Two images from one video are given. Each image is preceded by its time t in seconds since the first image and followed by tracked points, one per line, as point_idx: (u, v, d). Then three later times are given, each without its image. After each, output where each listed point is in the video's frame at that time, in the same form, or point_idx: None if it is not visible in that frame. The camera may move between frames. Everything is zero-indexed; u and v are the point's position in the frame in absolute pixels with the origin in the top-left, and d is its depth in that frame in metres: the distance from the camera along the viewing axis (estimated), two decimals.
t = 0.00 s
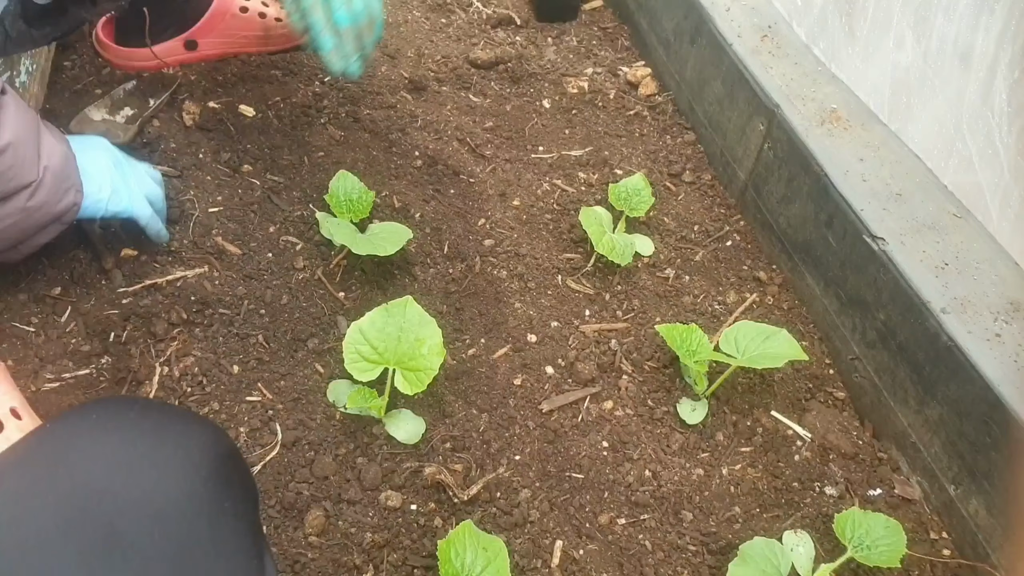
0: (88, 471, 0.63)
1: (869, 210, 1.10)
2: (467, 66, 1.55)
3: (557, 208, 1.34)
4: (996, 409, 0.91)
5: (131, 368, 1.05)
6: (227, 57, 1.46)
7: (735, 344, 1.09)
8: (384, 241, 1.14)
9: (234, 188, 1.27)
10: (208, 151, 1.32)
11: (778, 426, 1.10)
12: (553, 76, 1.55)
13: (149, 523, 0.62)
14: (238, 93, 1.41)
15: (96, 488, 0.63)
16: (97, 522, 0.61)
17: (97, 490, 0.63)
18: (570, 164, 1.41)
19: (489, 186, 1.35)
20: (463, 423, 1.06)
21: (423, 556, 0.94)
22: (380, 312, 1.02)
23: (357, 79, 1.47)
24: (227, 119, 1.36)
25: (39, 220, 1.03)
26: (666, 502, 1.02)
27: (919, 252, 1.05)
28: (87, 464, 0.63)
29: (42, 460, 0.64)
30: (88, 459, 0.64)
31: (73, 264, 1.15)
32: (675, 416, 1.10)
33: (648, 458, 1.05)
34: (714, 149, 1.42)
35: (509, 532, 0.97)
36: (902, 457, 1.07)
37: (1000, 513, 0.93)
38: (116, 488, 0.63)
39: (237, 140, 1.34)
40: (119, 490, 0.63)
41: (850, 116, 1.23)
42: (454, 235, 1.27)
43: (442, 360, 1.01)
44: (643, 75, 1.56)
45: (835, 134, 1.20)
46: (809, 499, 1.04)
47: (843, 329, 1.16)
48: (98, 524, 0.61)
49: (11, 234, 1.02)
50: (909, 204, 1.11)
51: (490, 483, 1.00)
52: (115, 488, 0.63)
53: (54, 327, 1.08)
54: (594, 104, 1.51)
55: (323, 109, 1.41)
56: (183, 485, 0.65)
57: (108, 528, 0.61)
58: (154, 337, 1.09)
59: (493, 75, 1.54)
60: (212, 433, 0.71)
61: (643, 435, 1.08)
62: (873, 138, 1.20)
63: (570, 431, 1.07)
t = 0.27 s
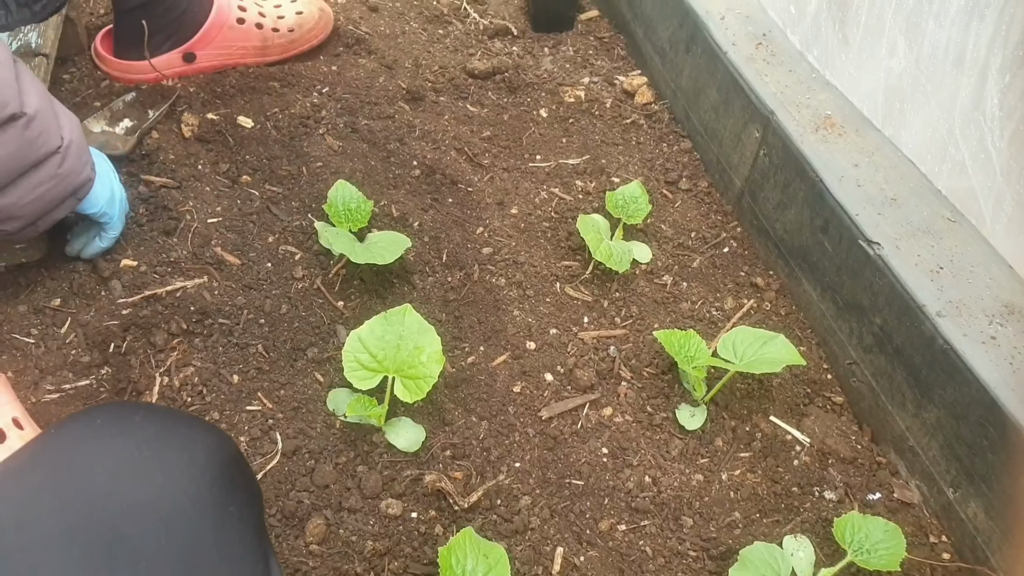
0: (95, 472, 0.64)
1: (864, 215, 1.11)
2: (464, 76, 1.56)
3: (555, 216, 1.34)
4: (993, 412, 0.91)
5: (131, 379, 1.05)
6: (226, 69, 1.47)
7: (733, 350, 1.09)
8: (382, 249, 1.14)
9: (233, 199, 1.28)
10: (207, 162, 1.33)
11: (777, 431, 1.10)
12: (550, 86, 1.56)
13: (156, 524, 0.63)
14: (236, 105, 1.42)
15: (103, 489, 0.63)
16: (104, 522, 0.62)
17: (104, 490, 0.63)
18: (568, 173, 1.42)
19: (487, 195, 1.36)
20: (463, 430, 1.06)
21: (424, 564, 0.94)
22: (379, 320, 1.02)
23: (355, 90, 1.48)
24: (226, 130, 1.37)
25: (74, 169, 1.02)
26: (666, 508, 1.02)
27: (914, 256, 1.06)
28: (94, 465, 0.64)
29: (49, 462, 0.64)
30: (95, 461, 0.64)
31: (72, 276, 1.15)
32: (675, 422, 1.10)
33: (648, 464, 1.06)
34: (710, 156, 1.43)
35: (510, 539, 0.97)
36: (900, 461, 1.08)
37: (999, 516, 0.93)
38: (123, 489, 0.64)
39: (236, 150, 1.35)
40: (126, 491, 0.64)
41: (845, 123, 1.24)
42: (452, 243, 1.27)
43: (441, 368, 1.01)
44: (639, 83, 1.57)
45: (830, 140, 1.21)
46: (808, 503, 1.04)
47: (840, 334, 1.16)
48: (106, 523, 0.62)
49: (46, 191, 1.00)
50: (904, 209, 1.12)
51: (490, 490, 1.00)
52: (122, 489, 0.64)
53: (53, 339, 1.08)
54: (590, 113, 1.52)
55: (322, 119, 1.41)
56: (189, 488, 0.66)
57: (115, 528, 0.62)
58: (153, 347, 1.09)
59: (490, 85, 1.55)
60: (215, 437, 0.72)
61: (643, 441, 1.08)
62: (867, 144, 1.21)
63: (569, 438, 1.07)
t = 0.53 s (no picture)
0: (101, 481, 0.65)
1: (865, 224, 1.11)
2: (466, 87, 1.56)
3: (557, 226, 1.35)
4: (995, 419, 0.91)
5: (134, 390, 1.06)
6: (230, 82, 1.48)
7: (735, 359, 1.10)
8: (385, 260, 1.15)
9: (236, 211, 1.28)
10: (210, 174, 1.33)
11: (779, 440, 1.10)
12: (551, 97, 1.57)
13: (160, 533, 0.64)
14: (239, 117, 1.43)
15: (109, 497, 0.65)
16: (108, 532, 0.63)
17: (110, 499, 0.65)
18: (569, 183, 1.42)
19: (489, 205, 1.36)
20: (465, 440, 1.06)
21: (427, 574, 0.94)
22: (381, 330, 1.02)
23: (357, 102, 1.49)
24: (229, 142, 1.38)
25: (105, 126, 1.10)
26: (669, 517, 1.02)
27: (915, 264, 1.06)
28: (100, 475, 0.66)
29: (56, 470, 0.65)
30: (101, 470, 0.66)
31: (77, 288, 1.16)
32: (677, 431, 1.10)
33: (651, 473, 1.06)
34: (711, 166, 1.43)
35: (513, 549, 0.97)
36: (903, 469, 1.08)
37: (1002, 524, 0.93)
38: (128, 496, 0.65)
39: (240, 162, 1.35)
40: (131, 499, 0.65)
41: (845, 133, 1.25)
42: (454, 254, 1.28)
43: (444, 378, 1.01)
44: (640, 94, 1.58)
45: (830, 150, 1.22)
46: (811, 512, 1.04)
47: (842, 343, 1.16)
48: (112, 532, 0.63)
49: (88, 148, 1.07)
50: (905, 218, 1.12)
51: (493, 500, 1.01)
52: (127, 497, 0.65)
53: (56, 350, 1.09)
54: (591, 124, 1.53)
55: (324, 131, 1.42)
56: (194, 495, 0.67)
57: (121, 537, 0.63)
58: (157, 358, 1.09)
59: (491, 96, 1.56)
60: (222, 443, 0.73)
61: (645, 450, 1.08)
62: (868, 153, 1.22)
63: (572, 447, 1.07)
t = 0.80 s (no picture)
0: (109, 481, 0.66)
1: (870, 227, 1.11)
2: (468, 92, 1.57)
3: (560, 230, 1.35)
4: (1002, 423, 0.91)
5: (138, 395, 1.06)
6: (233, 87, 1.48)
7: (739, 363, 1.09)
8: (388, 265, 1.15)
9: (239, 215, 1.28)
10: (213, 179, 1.33)
11: (784, 444, 1.10)
12: (554, 101, 1.57)
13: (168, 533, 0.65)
14: (243, 122, 1.43)
15: (117, 498, 0.65)
16: (115, 531, 0.63)
17: (117, 500, 0.65)
18: (572, 188, 1.42)
19: (491, 210, 1.36)
20: (469, 445, 1.06)
21: None
22: (385, 334, 1.02)
23: (360, 107, 1.49)
24: (232, 147, 1.38)
25: (167, 92, 1.17)
26: (674, 522, 1.01)
27: (921, 268, 1.06)
28: (108, 476, 0.66)
29: (64, 469, 0.66)
30: (110, 471, 0.67)
31: (80, 293, 1.16)
32: (682, 435, 1.10)
33: (655, 478, 1.05)
34: (714, 170, 1.43)
35: (518, 553, 0.97)
36: (908, 474, 1.07)
37: (1009, 528, 0.93)
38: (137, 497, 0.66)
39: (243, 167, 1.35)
40: (139, 499, 0.66)
41: (848, 136, 1.25)
42: (457, 258, 1.28)
43: (448, 382, 1.01)
44: (642, 99, 1.58)
45: (834, 153, 1.22)
46: (816, 516, 1.03)
47: (846, 347, 1.16)
48: (120, 531, 0.64)
49: (156, 114, 1.14)
50: (909, 222, 1.12)
51: (497, 504, 1.00)
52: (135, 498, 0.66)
53: (60, 355, 1.09)
54: (594, 128, 1.53)
55: (327, 136, 1.42)
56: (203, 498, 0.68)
57: (129, 536, 0.63)
58: (161, 363, 1.09)
59: (494, 100, 1.57)
60: (228, 449, 0.74)
61: (650, 454, 1.08)
62: (871, 157, 1.22)
63: (576, 452, 1.07)
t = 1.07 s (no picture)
0: (116, 484, 0.67)
1: (880, 231, 1.11)
2: (476, 93, 1.57)
3: (567, 232, 1.35)
4: (1014, 428, 0.90)
5: (147, 394, 1.06)
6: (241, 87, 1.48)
7: (748, 366, 1.09)
8: (397, 265, 1.15)
9: (247, 215, 1.28)
10: (221, 178, 1.33)
11: (793, 448, 1.10)
12: (562, 103, 1.57)
13: (174, 538, 0.66)
14: (251, 122, 1.43)
15: (124, 501, 0.66)
16: (123, 535, 0.65)
17: (125, 503, 0.66)
18: (580, 189, 1.42)
19: (499, 211, 1.36)
20: (477, 446, 1.06)
21: None
22: (393, 335, 1.02)
23: (368, 108, 1.49)
24: (240, 147, 1.38)
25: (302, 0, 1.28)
26: (682, 525, 1.01)
27: (932, 272, 1.05)
28: (116, 478, 0.67)
29: (73, 468, 0.67)
30: (117, 473, 0.68)
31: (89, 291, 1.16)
32: (690, 438, 1.10)
33: (663, 481, 1.05)
34: (723, 173, 1.43)
35: (525, 555, 0.97)
36: (919, 478, 1.07)
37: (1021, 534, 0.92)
38: (144, 501, 0.67)
39: (251, 166, 1.35)
40: (146, 502, 0.67)
41: (859, 139, 1.25)
42: (465, 259, 1.27)
43: (456, 383, 1.01)
44: (651, 100, 1.57)
45: (844, 156, 1.21)
46: (825, 521, 1.03)
47: (856, 350, 1.16)
48: (127, 536, 0.65)
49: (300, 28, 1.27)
50: (921, 225, 1.12)
51: (505, 506, 1.00)
52: (142, 501, 0.67)
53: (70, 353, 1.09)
54: (603, 130, 1.53)
55: (335, 137, 1.42)
56: (210, 501, 0.69)
57: (135, 542, 0.65)
58: (169, 363, 1.09)
59: (502, 101, 1.56)
60: (239, 446, 0.74)
61: (658, 457, 1.07)
62: (882, 159, 1.21)
63: (583, 454, 1.07)
